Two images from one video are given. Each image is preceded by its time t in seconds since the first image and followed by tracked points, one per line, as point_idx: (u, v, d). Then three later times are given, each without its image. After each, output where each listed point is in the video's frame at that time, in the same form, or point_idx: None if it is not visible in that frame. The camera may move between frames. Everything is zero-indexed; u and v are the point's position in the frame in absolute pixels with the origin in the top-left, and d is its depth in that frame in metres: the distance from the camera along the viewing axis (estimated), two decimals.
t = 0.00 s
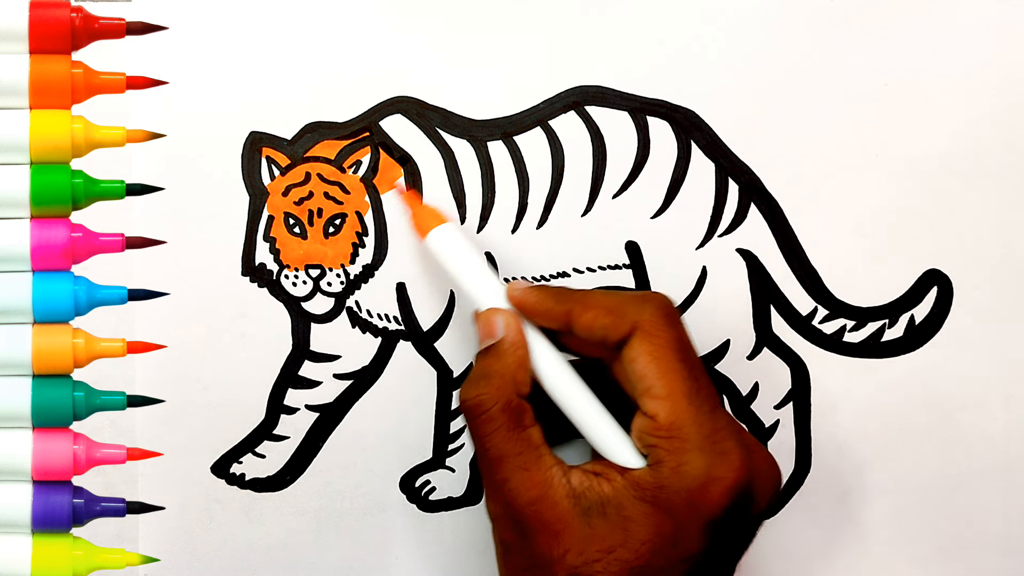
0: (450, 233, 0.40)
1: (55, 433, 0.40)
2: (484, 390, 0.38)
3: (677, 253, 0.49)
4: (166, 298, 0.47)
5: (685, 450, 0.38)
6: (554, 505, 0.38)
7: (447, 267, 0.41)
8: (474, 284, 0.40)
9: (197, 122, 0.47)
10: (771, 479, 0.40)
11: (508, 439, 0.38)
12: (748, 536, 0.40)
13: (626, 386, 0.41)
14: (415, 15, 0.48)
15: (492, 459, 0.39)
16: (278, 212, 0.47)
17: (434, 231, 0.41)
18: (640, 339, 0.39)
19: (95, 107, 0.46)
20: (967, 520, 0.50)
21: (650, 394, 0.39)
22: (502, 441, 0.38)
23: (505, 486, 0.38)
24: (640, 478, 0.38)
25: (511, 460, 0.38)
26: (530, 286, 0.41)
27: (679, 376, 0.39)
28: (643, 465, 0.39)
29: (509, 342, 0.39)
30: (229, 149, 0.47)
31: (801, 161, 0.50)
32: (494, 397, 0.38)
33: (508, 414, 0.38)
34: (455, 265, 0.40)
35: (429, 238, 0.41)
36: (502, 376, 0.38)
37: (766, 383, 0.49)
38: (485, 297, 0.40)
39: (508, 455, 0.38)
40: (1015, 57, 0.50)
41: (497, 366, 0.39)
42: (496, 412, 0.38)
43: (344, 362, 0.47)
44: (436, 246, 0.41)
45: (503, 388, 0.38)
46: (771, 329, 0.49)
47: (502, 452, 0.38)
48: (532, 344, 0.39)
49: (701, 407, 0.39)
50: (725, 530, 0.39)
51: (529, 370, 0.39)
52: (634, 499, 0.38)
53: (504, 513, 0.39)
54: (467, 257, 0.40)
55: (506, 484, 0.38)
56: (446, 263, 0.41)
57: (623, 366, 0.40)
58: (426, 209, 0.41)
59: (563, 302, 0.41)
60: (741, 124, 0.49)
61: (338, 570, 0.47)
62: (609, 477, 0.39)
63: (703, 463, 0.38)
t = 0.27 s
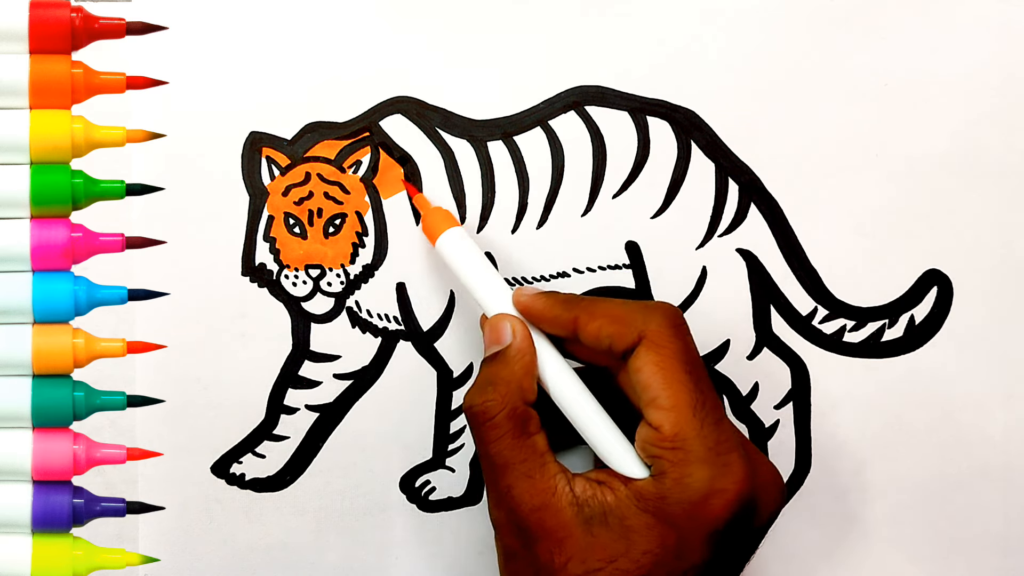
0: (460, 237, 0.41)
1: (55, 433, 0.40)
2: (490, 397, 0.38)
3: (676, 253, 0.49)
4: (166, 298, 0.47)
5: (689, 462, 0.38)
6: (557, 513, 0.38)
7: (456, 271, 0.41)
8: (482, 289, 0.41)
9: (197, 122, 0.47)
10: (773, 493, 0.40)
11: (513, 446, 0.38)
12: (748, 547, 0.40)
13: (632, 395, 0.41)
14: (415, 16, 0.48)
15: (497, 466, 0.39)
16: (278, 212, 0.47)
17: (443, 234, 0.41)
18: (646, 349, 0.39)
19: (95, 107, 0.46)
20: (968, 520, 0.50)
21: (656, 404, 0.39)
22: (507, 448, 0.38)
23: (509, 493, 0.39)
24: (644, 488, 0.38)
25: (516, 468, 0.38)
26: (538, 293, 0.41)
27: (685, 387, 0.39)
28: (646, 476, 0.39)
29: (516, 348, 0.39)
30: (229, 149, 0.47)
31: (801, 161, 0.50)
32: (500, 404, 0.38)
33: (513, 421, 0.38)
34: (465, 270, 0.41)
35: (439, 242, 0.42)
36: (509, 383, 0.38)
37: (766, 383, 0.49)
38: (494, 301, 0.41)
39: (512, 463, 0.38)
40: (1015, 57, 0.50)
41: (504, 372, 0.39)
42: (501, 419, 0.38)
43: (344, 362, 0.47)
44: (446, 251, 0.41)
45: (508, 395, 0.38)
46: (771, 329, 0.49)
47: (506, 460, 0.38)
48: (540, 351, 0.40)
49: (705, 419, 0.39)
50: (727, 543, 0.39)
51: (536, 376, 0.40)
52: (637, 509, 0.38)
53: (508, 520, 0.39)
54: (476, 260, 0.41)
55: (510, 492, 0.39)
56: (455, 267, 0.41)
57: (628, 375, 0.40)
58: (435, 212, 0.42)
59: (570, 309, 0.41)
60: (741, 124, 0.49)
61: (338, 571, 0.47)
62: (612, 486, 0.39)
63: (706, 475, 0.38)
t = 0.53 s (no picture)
0: (458, 245, 0.41)
1: (55, 433, 0.40)
2: (482, 408, 0.38)
3: (676, 253, 0.49)
4: (166, 298, 0.47)
5: (681, 475, 0.38)
6: (550, 524, 0.38)
7: (452, 279, 0.41)
8: (477, 296, 0.41)
9: (197, 122, 0.47)
10: (767, 506, 0.41)
11: (505, 457, 0.38)
12: (742, 560, 0.40)
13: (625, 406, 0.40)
14: (415, 16, 0.48)
15: (490, 477, 0.39)
16: (278, 212, 0.47)
17: (441, 242, 0.41)
18: (639, 361, 0.39)
19: (95, 107, 0.46)
20: (967, 520, 0.50)
21: (649, 417, 0.38)
22: (499, 458, 0.39)
23: (503, 503, 0.39)
24: (637, 500, 0.38)
25: (509, 478, 0.38)
26: (532, 302, 0.41)
27: (678, 400, 0.38)
28: (639, 488, 0.39)
29: (509, 358, 0.39)
30: (229, 149, 0.47)
31: (801, 161, 0.50)
32: (492, 414, 0.38)
33: (505, 432, 0.38)
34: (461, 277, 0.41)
35: (436, 250, 0.41)
36: (501, 394, 0.38)
37: (766, 384, 0.49)
38: (488, 312, 0.41)
39: (505, 473, 0.38)
40: (1015, 57, 0.50)
41: (497, 383, 0.39)
42: (494, 430, 0.38)
43: (344, 362, 0.47)
44: (443, 258, 0.41)
45: (501, 406, 0.38)
46: (771, 329, 0.49)
47: (499, 470, 0.39)
48: (533, 360, 0.40)
49: (699, 431, 0.39)
50: (720, 555, 0.39)
51: (529, 387, 0.39)
52: (630, 522, 0.38)
53: (502, 529, 0.39)
54: (472, 270, 0.41)
55: (503, 502, 0.39)
56: (451, 275, 0.41)
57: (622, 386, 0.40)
58: (434, 220, 0.42)
59: (564, 320, 0.41)
60: (741, 124, 0.49)
61: (338, 570, 0.47)
62: (606, 497, 0.39)
63: (698, 489, 0.38)
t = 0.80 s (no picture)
0: (438, 259, 0.41)
1: (55, 433, 0.40)
2: (463, 423, 0.38)
3: (676, 253, 0.49)
4: (166, 298, 0.47)
5: (662, 486, 0.38)
6: (534, 537, 0.38)
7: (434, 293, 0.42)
8: (459, 309, 0.41)
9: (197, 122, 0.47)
10: (753, 513, 0.40)
11: (488, 472, 0.38)
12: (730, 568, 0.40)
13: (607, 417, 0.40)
14: (414, 16, 0.48)
15: (473, 492, 0.38)
16: (278, 212, 0.47)
17: (422, 256, 0.41)
18: (618, 372, 0.39)
19: (95, 107, 0.46)
20: (968, 520, 0.50)
21: (630, 428, 0.38)
22: (482, 473, 0.38)
23: (486, 519, 0.38)
24: (619, 512, 0.38)
25: (492, 493, 0.38)
26: (513, 316, 0.41)
27: (657, 410, 0.38)
28: (621, 499, 0.39)
29: (490, 372, 0.39)
30: (229, 149, 0.47)
31: (801, 161, 0.50)
32: (474, 430, 0.38)
33: (488, 446, 0.38)
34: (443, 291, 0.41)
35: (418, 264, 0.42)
36: (482, 409, 0.38)
37: (766, 384, 0.49)
38: (470, 325, 0.41)
39: (488, 488, 0.38)
40: (1015, 57, 0.50)
41: (478, 398, 0.39)
42: (477, 445, 0.38)
43: (344, 362, 0.47)
44: (424, 272, 0.41)
45: (482, 420, 0.38)
46: (771, 329, 0.49)
47: (482, 485, 0.38)
48: (516, 374, 0.40)
49: (679, 441, 0.38)
50: (705, 565, 0.38)
51: (510, 400, 0.40)
52: (613, 534, 0.38)
53: (486, 545, 0.39)
54: (452, 284, 0.41)
55: (488, 517, 0.38)
56: (433, 289, 0.42)
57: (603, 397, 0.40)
58: (414, 233, 0.42)
59: (543, 332, 0.41)
60: (741, 124, 0.49)
61: (338, 571, 0.47)
62: (589, 509, 0.39)
63: (680, 500, 0.38)
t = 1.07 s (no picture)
0: (449, 261, 0.41)
1: (55, 433, 0.40)
2: (473, 426, 0.38)
3: (676, 253, 0.49)
4: (166, 298, 0.47)
5: (670, 497, 0.38)
6: (541, 544, 0.38)
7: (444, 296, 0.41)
8: (469, 312, 0.41)
9: (197, 122, 0.47)
10: (758, 524, 0.41)
11: (496, 476, 0.38)
12: None
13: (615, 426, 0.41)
14: (414, 16, 0.48)
15: (481, 495, 0.38)
16: (278, 212, 0.47)
17: (432, 258, 0.41)
18: (628, 382, 0.39)
19: (95, 107, 0.46)
20: (968, 520, 0.50)
21: (638, 438, 0.39)
22: (490, 477, 0.38)
23: (493, 523, 0.38)
24: (626, 522, 0.38)
25: (499, 497, 0.38)
26: (524, 321, 0.41)
27: (668, 422, 0.39)
28: (629, 508, 0.39)
29: (501, 377, 0.39)
30: (229, 149, 0.47)
31: (802, 161, 0.50)
32: (483, 433, 0.38)
33: (496, 450, 0.38)
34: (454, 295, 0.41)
35: (428, 265, 0.41)
36: (492, 413, 0.38)
37: (766, 384, 0.49)
38: (481, 330, 0.40)
39: (496, 492, 0.38)
40: (1014, 57, 0.50)
41: (487, 402, 0.38)
42: (485, 449, 0.38)
43: (344, 362, 0.47)
44: (434, 274, 0.41)
45: (491, 425, 0.38)
46: (771, 329, 0.49)
47: (491, 488, 0.38)
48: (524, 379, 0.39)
49: (688, 453, 0.39)
50: None
51: (520, 404, 0.39)
52: (620, 543, 0.38)
53: (491, 549, 0.39)
54: (463, 288, 0.41)
55: (494, 521, 0.38)
56: (442, 291, 0.41)
57: (611, 406, 0.40)
58: (426, 236, 0.41)
59: (556, 339, 0.41)
60: (741, 124, 0.49)
61: (338, 571, 0.47)
62: (596, 517, 0.39)
63: (687, 512, 0.38)
